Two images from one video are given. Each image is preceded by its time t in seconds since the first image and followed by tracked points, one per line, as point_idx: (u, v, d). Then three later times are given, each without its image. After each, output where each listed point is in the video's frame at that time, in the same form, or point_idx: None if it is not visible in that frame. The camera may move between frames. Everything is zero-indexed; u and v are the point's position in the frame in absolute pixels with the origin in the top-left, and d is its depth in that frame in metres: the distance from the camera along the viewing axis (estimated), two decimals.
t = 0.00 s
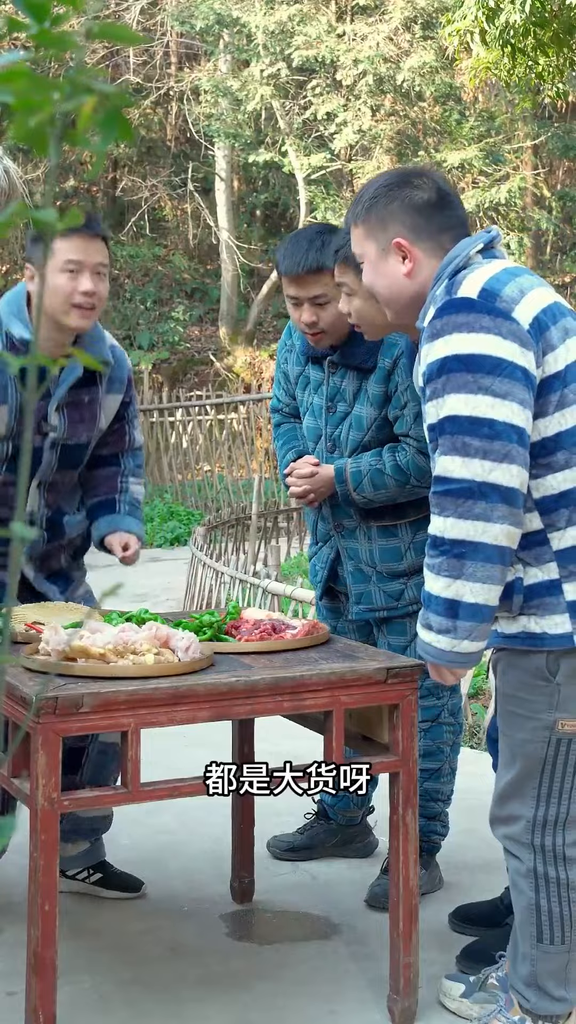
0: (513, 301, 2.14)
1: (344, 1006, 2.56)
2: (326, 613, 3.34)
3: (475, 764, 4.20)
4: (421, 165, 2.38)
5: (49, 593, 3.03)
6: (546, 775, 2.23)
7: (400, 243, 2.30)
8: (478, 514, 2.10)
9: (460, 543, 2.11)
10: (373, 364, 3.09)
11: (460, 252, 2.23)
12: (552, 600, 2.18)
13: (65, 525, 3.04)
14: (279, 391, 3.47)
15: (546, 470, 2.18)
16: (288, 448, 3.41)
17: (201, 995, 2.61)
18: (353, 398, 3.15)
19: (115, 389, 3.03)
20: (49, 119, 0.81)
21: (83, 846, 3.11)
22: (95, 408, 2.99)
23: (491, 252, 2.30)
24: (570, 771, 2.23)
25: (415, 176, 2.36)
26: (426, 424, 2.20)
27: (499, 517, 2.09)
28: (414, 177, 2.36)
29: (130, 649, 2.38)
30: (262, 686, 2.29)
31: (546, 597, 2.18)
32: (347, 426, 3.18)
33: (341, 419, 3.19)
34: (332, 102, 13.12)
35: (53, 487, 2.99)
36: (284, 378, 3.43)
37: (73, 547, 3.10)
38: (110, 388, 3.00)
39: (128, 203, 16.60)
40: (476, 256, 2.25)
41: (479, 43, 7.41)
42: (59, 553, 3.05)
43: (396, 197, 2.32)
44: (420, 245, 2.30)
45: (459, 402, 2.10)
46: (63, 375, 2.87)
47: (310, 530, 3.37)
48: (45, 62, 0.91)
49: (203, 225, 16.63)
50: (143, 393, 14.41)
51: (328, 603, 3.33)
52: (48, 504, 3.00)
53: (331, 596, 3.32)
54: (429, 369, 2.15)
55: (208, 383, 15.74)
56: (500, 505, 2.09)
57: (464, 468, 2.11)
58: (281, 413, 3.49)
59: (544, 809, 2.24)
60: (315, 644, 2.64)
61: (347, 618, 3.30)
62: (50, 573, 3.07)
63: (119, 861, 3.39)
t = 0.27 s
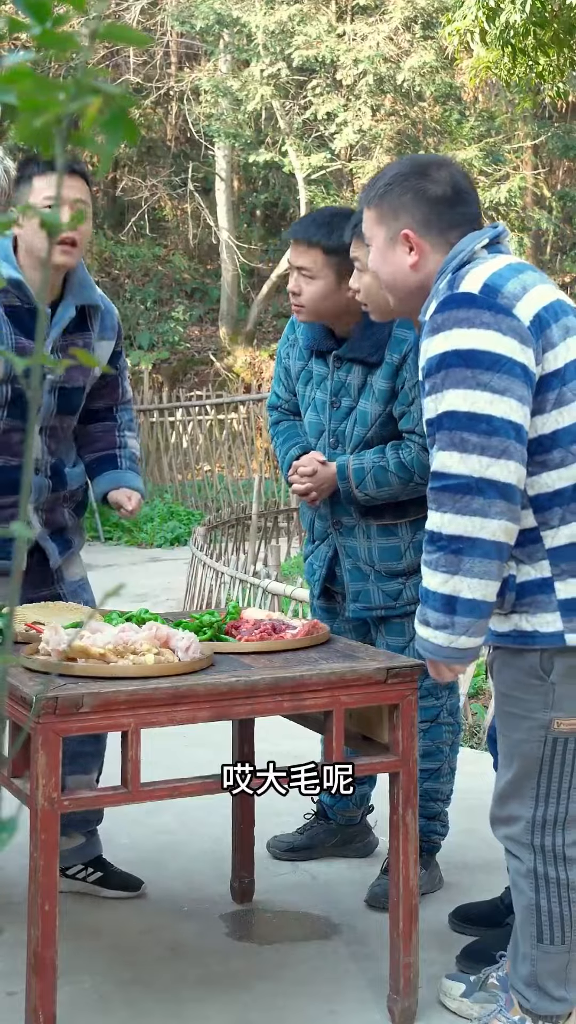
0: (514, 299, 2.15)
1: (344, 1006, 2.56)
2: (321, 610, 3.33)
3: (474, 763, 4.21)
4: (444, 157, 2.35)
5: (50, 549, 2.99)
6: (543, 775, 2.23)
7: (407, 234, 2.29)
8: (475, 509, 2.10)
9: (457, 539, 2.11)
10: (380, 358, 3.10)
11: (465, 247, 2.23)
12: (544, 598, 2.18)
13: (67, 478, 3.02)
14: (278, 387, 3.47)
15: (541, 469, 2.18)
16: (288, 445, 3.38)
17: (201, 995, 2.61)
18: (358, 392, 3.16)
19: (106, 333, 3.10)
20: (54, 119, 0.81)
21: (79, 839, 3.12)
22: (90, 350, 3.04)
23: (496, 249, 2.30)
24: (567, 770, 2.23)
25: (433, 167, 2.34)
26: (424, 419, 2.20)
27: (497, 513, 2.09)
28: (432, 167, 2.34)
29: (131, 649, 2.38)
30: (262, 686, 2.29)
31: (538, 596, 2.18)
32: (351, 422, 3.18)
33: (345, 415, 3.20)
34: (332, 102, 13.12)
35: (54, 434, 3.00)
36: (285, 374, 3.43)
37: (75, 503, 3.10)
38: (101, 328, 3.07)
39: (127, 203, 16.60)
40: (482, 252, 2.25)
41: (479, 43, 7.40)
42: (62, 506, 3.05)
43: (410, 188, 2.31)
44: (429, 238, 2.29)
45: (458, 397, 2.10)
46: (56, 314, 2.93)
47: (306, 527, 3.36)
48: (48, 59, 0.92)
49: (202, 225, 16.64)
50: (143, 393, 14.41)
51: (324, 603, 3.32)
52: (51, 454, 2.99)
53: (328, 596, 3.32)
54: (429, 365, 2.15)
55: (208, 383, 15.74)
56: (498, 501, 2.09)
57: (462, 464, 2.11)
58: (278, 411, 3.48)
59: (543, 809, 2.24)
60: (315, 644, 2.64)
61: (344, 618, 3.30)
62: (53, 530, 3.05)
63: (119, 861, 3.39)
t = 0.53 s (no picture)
0: (541, 291, 2.14)
1: (344, 1006, 2.56)
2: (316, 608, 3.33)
3: (474, 764, 4.20)
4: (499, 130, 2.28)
5: (53, 532, 2.97)
6: (532, 773, 2.24)
7: (444, 201, 2.26)
8: (476, 497, 2.10)
9: (454, 524, 2.12)
10: (379, 342, 3.11)
11: (496, 230, 2.21)
12: (524, 592, 2.19)
13: (70, 462, 3.01)
14: (278, 385, 3.47)
15: (538, 468, 2.19)
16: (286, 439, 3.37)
17: (202, 995, 2.61)
18: (356, 380, 3.17)
19: (104, 320, 3.08)
20: (51, 120, 0.81)
21: (82, 838, 3.13)
22: (86, 332, 3.03)
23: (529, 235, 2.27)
24: (555, 765, 2.23)
25: (486, 135, 2.28)
26: (433, 398, 2.20)
27: (496, 502, 2.10)
28: (484, 135, 2.28)
29: (131, 649, 2.37)
30: (262, 686, 2.29)
31: (519, 589, 2.20)
32: (350, 410, 3.18)
33: (344, 403, 3.20)
34: (332, 102, 13.12)
35: (56, 415, 2.99)
36: (285, 368, 3.43)
37: (78, 489, 3.09)
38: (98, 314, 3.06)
39: (128, 203, 16.60)
40: (512, 237, 2.23)
41: (479, 43, 7.38)
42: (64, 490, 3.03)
43: (455, 156, 2.25)
44: (465, 210, 2.26)
45: (473, 384, 2.10)
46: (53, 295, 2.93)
47: (301, 524, 3.36)
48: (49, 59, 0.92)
49: (203, 225, 16.64)
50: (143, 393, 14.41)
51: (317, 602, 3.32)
52: (52, 438, 2.98)
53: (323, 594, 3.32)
54: (446, 344, 2.14)
55: (208, 383, 15.74)
56: (498, 491, 2.09)
57: (469, 450, 2.11)
58: (278, 406, 3.48)
59: (535, 807, 2.24)
60: (315, 644, 2.64)
61: (339, 617, 3.29)
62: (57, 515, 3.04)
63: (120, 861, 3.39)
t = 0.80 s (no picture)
0: (555, 289, 2.14)
1: (345, 1006, 2.56)
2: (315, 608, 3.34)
3: (474, 764, 4.20)
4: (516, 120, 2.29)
5: (87, 529, 3.01)
6: (531, 773, 2.23)
7: (459, 191, 2.26)
8: (486, 494, 2.10)
9: (465, 520, 2.12)
10: (380, 328, 3.13)
11: (510, 224, 2.20)
12: (518, 589, 2.20)
13: (107, 462, 3.10)
14: (279, 385, 3.47)
15: (538, 467, 2.19)
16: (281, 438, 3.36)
17: (202, 995, 2.61)
18: (357, 370, 3.17)
19: (144, 320, 3.19)
20: (45, 119, 0.82)
21: (102, 843, 3.08)
22: (125, 331, 3.14)
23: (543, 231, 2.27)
24: (554, 764, 2.22)
25: (504, 126, 2.28)
26: (442, 393, 2.19)
27: (506, 499, 2.10)
28: (501, 126, 2.28)
29: (131, 649, 2.37)
30: (262, 686, 2.29)
31: (513, 587, 2.21)
32: (351, 400, 3.19)
33: (345, 394, 3.20)
34: (332, 102, 13.12)
35: (95, 412, 3.07)
36: (286, 368, 3.44)
37: (115, 491, 3.14)
38: (138, 313, 3.17)
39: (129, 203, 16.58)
40: (526, 233, 2.22)
41: (481, 43, 7.36)
42: (100, 489, 3.08)
43: (473, 146, 2.25)
44: (481, 200, 2.26)
45: (485, 380, 2.10)
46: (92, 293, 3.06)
47: (299, 525, 3.37)
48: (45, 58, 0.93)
49: (204, 225, 16.64)
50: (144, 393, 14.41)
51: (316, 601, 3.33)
52: (91, 433, 3.07)
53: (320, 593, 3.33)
54: (458, 339, 2.14)
55: (208, 383, 15.74)
56: (507, 489, 2.09)
57: (480, 447, 2.11)
58: (277, 407, 3.47)
59: (535, 807, 2.24)
60: (315, 644, 2.64)
61: (336, 617, 3.30)
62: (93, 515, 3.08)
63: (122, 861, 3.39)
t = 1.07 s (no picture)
0: (550, 288, 2.14)
1: (345, 1006, 2.56)
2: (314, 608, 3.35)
3: (474, 764, 4.20)
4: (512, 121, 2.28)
5: (117, 530, 3.01)
6: (530, 773, 2.23)
7: (455, 193, 2.26)
8: (485, 493, 2.10)
9: (465, 520, 2.12)
10: (382, 320, 3.14)
11: (507, 225, 2.20)
12: (516, 588, 2.20)
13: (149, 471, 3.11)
14: (276, 387, 3.48)
15: (536, 467, 2.19)
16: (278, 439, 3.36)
17: (203, 995, 2.61)
18: (359, 364, 3.18)
19: (189, 331, 3.21)
20: (48, 120, 0.82)
21: (104, 843, 3.09)
22: (172, 339, 3.16)
23: (540, 231, 2.27)
24: (552, 764, 2.22)
25: (499, 127, 2.28)
26: (439, 394, 2.19)
27: (505, 498, 2.10)
28: (497, 126, 2.28)
29: (131, 649, 2.37)
30: (262, 686, 2.29)
31: (512, 587, 2.21)
32: (353, 393, 3.19)
33: (346, 388, 3.21)
34: (332, 102, 13.12)
35: (137, 415, 3.09)
36: (284, 370, 3.44)
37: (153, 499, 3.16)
38: (185, 323, 3.19)
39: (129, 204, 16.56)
40: (523, 233, 2.22)
41: (480, 44, 7.34)
42: (137, 494, 3.09)
43: (468, 148, 2.25)
44: (476, 201, 2.26)
45: (481, 380, 2.10)
46: (146, 298, 3.08)
47: (297, 524, 3.37)
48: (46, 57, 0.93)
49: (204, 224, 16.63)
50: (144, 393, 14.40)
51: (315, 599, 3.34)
52: (132, 437, 3.08)
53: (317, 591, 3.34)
54: (455, 339, 2.14)
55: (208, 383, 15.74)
56: (507, 487, 2.10)
57: (478, 446, 2.11)
58: (274, 409, 3.48)
59: (534, 807, 2.24)
60: (315, 644, 2.64)
61: (334, 617, 3.31)
62: (127, 518, 3.08)
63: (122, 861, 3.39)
